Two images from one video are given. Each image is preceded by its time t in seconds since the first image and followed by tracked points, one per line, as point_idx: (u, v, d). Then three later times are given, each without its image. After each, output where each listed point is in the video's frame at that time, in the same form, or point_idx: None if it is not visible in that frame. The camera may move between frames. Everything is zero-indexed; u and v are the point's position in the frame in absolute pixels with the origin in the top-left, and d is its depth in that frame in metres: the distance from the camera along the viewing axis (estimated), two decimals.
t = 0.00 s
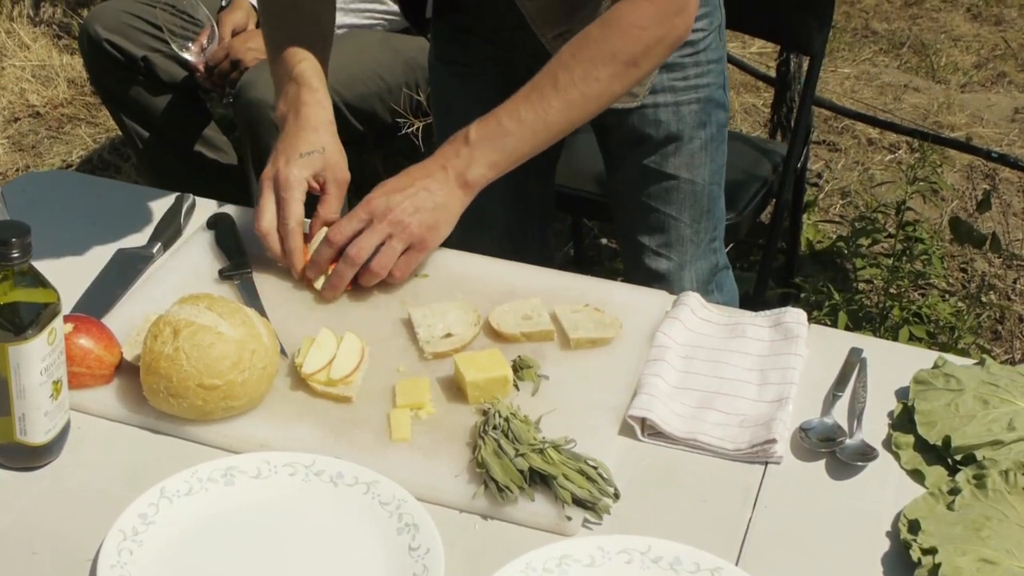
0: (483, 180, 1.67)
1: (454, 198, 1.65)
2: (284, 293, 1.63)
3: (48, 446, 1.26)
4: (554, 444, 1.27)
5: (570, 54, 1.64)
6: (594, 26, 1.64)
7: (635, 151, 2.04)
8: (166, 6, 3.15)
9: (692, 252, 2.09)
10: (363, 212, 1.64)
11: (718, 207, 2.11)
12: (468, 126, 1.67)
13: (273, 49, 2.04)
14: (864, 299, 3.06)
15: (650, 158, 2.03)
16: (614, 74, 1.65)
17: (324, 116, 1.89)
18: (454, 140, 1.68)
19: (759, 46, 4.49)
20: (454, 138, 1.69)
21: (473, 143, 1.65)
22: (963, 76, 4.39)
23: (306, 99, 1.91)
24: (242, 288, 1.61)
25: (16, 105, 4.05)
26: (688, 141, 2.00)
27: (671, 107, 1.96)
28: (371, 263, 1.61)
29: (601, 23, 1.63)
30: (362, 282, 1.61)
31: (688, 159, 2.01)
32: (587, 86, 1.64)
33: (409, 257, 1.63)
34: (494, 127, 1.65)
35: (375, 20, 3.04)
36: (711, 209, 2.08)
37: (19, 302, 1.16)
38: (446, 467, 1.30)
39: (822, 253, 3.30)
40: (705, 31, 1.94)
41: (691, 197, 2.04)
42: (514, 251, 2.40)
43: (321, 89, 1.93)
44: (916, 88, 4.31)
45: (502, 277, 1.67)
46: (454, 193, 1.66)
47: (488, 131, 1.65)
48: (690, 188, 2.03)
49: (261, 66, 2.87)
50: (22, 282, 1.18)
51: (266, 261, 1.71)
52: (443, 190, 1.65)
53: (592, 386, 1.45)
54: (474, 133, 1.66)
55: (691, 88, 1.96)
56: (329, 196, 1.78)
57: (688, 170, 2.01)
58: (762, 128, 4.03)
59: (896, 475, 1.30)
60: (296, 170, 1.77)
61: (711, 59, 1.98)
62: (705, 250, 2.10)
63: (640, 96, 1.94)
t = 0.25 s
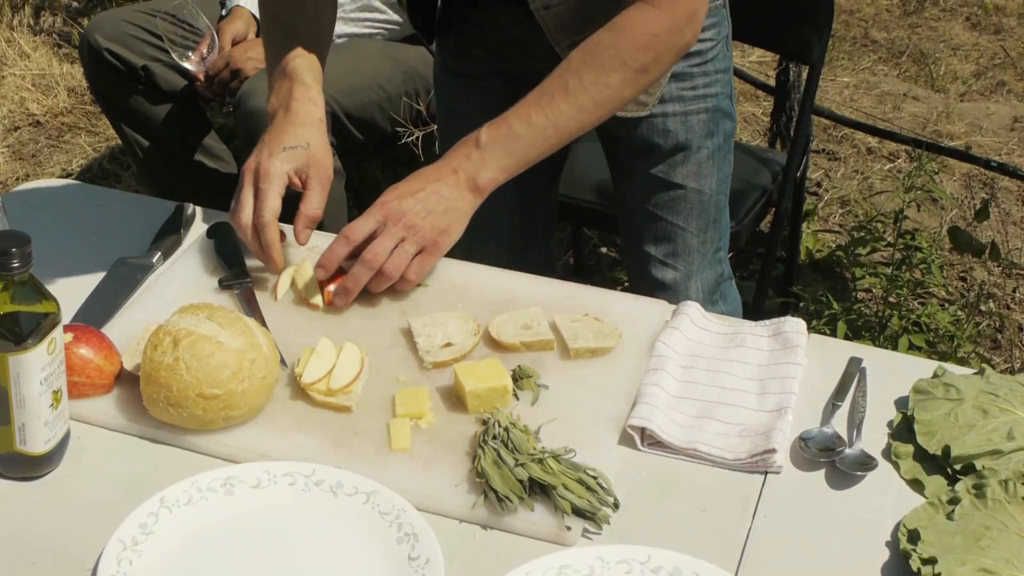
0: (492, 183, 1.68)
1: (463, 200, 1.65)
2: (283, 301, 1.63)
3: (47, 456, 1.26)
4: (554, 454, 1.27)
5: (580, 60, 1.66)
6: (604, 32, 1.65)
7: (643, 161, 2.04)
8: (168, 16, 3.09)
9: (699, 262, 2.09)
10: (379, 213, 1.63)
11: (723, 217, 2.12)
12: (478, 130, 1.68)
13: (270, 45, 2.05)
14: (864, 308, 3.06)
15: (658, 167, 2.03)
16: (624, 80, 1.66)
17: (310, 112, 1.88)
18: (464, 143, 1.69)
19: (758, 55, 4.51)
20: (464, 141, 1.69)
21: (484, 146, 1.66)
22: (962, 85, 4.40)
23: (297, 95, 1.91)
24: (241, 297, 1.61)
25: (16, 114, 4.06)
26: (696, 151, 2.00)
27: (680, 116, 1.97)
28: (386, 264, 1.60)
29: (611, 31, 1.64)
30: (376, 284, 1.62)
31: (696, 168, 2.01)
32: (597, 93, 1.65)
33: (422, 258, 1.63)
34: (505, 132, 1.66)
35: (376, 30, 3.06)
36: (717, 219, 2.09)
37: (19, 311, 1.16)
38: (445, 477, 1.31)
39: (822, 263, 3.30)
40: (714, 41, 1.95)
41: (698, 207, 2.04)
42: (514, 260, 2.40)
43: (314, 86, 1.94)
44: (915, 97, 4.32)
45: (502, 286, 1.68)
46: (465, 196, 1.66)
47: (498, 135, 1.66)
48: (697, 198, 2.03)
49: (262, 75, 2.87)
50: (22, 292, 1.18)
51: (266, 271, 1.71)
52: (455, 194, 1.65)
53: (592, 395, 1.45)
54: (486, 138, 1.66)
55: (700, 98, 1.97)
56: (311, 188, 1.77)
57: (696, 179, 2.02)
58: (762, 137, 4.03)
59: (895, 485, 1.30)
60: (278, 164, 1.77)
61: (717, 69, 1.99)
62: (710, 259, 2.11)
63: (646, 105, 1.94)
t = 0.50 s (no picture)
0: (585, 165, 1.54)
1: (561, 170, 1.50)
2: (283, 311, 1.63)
3: (47, 466, 1.26)
4: (553, 465, 1.28)
5: (672, 35, 1.54)
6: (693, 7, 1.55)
7: (655, 174, 2.04)
8: (168, 25, 3.16)
9: (707, 277, 2.07)
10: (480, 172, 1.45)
11: (733, 234, 2.11)
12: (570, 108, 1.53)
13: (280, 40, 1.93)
14: (864, 317, 3.07)
15: (669, 181, 2.02)
16: (719, 55, 1.56)
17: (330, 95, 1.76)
18: (555, 121, 1.53)
19: (758, 65, 4.52)
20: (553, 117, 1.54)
21: (581, 123, 1.52)
22: (962, 95, 4.41)
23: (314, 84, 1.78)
24: (241, 307, 1.61)
25: (17, 123, 4.06)
26: (708, 166, 2.00)
27: (692, 130, 1.97)
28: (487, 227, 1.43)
29: None
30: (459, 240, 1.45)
31: (707, 183, 2.01)
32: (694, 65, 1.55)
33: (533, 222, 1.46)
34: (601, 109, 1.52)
35: (376, 40, 3.04)
36: (726, 234, 2.08)
37: (20, 322, 1.16)
38: (445, 487, 1.31)
39: (822, 273, 3.31)
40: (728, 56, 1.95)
41: (708, 222, 2.03)
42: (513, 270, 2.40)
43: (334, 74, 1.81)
44: (915, 107, 4.33)
45: (501, 297, 1.68)
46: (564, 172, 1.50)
47: (595, 111, 1.52)
48: (708, 213, 2.03)
49: (262, 84, 2.88)
50: (22, 302, 1.18)
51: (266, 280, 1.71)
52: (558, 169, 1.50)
53: (592, 406, 1.45)
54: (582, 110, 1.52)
55: (713, 112, 1.97)
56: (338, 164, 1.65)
57: (706, 194, 2.01)
58: (761, 146, 4.04)
59: (894, 495, 1.30)
60: (303, 142, 1.65)
61: (732, 84, 1.99)
62: (718, 275, 2.09)
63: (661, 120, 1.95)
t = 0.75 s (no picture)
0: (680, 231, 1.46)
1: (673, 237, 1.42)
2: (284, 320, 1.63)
3: (47, 476, 1.26)
4: (553, 474, 1.28)
5: (742, 78, 1.49)
6: (756, 47, 1.50)
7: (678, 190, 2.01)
8: (168, 34, 3.18)
9: (722, 296, 2.04)
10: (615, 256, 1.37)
11: (748, 253, 2.10)
12: (663, 168, 1.46)
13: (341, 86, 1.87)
14: (863, 326, 3.07)
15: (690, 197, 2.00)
16: (793, 91, 1.51)
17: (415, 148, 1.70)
18: (649, 181, 1.46)
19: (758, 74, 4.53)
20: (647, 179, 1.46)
21: (680, 181, 1.44)
22: (961, 104, 4.42)
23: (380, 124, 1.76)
24: (241, 316, 1.61)
25: (17, 132, 4.07)
26: (730, 184, 1.98)
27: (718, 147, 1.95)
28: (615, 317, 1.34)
29: (772, 34, 1.50)
30: (599, 342, 1.37)
31: (728, 202, 1.99)
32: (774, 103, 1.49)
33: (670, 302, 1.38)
34: (692, 163, 1.45)
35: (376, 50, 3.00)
36: (742, 253, 2.07)
37: (21, 331, 1.16)
38: (445, 497, 1.31)
39: (822, 282, 3.30)
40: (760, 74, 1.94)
41: (726, 240, 2.02)
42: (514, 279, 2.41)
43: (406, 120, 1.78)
44: (915, 116, 4.34)
45: (502, 306, 1.68)
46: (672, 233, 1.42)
47: (689, 166, 1.45)
48: (726, 231, 2.01)
49: (263, 93, 2.88)
50: (23, 312, 1.19)
51: (266, 289, 1.70)
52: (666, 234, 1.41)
53: (592, 415, 1.45)
54: (676, 168, 1.45)
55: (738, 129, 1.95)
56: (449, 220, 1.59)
57: (727, 213, 1.99)
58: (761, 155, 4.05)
59: (894, 505, 1.30)
60: (410, 200, 1.60)
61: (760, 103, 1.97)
62: (733, 295, 2.07)
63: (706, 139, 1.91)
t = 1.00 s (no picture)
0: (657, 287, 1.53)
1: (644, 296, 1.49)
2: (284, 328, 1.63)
3: (47, 484, 1.26)
4: (553, 482, 1.28)
5: (740, 141, 1.53)
6: (759, 109, 1.54)
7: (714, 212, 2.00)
8: (168, 42, 3.13)
9: (749, 316, 2.05)
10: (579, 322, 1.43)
11: (777, 274, 2.09)
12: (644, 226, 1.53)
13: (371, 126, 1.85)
14: (863, 334, 3.07)
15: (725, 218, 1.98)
16: (789, 159, 1.54)
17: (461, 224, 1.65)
18: (630, 239, 1.53)
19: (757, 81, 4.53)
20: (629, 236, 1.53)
21: (656, 243, 1.51)
22: (961, 111, 4.43)
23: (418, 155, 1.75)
24: (242, 324, 1.61)
25: (18, 139, 4.07)
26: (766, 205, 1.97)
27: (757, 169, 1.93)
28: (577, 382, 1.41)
29: (780, 98, 1.52)
30: (565, 410, 1.43)
31: (762, 223, 1.98)
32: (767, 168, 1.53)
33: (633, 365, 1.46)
34: (675, 223, 1.51)
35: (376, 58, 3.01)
36: (771, 273, 2.06)
37: (21, 339, 1.17)
38: (445, 505, 1.30)
39: (822, 289, 3.29)
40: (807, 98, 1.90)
41: (758, 260, 2.01)
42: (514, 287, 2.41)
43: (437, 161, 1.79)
44: (915, 123, 4.35)
45: (502, 314, 1.68)
46: (645, 297, 1.49)
47: (670, 229, 1.51)
48: (759, 251, 2.01)
49: (263, 101, 2.88)
50: (23, 320, 1.19)
51: (267, 297, 1.71)
52: (634, 293, 1.48)
53: (592, 423, 1.45)
54: (658, 229, 1.52)
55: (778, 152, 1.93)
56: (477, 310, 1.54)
57: (761, 234, 1.99)
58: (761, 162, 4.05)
59: (894, 513, 1.30)
60: (441, 286, 1.55)
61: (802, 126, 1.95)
62: (760, 316, 2.06)
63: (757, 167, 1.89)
